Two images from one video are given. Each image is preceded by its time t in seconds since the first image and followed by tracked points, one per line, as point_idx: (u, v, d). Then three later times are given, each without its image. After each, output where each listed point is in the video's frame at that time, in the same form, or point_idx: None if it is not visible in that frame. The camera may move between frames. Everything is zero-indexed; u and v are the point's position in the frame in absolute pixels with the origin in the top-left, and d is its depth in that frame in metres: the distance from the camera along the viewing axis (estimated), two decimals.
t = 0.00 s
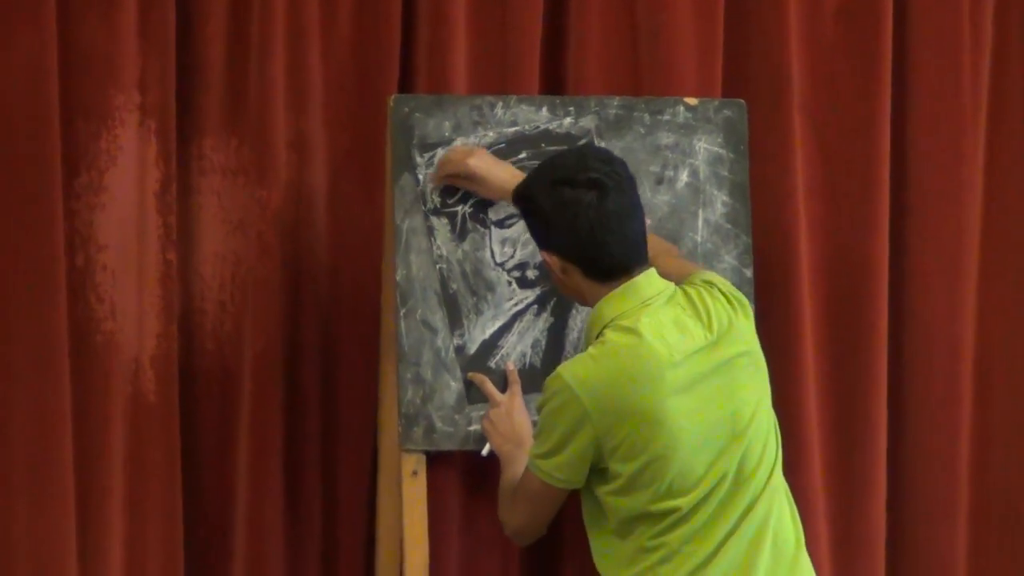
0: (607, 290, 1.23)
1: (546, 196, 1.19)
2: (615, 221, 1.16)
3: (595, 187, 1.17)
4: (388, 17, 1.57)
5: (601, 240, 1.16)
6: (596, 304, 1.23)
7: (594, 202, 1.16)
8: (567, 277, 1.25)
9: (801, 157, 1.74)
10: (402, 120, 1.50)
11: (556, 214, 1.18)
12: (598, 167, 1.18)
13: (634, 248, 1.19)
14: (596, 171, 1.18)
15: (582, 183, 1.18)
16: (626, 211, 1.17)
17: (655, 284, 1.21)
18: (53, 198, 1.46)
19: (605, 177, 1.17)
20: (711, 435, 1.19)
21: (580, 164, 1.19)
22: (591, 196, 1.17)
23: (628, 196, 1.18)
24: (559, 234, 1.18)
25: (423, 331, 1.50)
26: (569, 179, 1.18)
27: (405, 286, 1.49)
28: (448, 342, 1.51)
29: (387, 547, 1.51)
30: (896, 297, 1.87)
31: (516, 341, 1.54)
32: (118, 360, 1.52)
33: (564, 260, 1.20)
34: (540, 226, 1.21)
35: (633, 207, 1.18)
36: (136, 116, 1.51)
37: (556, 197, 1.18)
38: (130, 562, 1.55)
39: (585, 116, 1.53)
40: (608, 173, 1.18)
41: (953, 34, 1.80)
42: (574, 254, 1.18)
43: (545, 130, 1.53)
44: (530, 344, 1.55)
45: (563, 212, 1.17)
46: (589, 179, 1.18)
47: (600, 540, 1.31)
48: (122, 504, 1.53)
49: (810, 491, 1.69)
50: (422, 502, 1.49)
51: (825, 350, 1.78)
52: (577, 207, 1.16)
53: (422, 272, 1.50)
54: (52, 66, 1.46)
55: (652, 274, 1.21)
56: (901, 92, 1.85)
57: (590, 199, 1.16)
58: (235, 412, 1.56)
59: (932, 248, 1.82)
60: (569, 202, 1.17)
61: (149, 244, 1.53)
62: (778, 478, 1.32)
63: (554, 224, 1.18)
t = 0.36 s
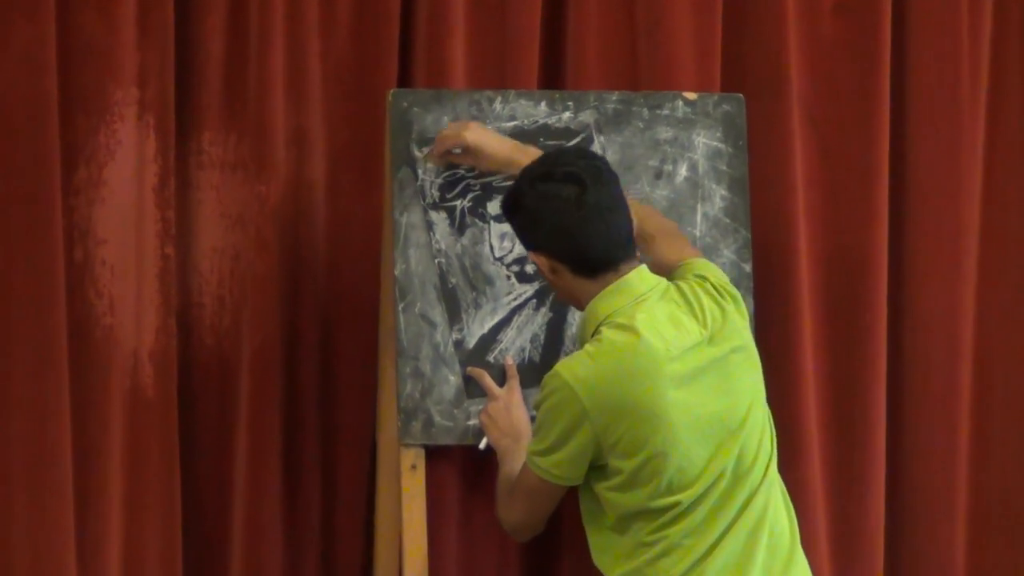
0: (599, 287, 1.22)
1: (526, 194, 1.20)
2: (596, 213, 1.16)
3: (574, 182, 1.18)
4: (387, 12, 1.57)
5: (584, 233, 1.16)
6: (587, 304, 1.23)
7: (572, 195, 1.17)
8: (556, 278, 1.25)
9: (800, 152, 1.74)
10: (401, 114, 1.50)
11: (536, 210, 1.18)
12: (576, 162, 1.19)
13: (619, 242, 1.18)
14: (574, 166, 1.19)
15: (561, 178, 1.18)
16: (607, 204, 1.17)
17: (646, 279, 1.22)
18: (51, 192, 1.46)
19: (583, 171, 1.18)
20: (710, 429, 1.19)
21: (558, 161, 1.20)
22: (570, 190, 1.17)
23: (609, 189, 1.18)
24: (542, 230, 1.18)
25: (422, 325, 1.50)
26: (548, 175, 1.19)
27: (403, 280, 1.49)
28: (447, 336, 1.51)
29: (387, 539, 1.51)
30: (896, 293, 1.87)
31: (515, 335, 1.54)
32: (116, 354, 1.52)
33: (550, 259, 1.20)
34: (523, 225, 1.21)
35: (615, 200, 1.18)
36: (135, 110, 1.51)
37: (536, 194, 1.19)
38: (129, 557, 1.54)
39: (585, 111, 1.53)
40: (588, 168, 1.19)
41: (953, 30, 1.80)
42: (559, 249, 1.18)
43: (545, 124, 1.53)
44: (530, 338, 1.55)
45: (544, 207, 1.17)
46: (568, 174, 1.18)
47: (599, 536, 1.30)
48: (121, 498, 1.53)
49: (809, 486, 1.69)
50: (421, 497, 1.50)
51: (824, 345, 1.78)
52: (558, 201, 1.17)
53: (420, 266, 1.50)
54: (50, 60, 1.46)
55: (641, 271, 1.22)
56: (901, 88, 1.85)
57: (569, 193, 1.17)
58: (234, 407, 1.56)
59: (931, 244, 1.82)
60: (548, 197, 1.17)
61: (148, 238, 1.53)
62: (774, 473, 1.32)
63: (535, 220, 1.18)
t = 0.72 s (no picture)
0: (588, 281, 1.25)
1: (517, 192, 1.23)
2: (584, 209, 1.18)
3: (564, 179, 1.20)
4: (391, 8, 1.59)
5: (572, 229, 1.19)
6: (580, 296, 1.25)
7: (561, 192, 1.19)
8: (551, 273, 1.28)
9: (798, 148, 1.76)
10: (405, 109, 1.53)
11: (526, 208, 1.21)
12: (566, 159, 1.22)
13: (609, 237, 1.21)
14: (565, 164, 1.21)
15: (551, 175, 1.21)
16: (597, 200, 1.19)
17: (636, 273, 1.23)
18: (60, 186, 1.49)
19: (573, 168, 1.20)
20: (700, 421, 1.20)
21: (549, 158, 1.23)
22: (560, 187, 1.20)
23: (599, 185, 1.20)
24: (532, 227, 1.21)
25: (426, 318, 1.52)
26: (538, 173, 1.22)
27: (407, 274, 1.52)
28: (451, 329, 1.53)
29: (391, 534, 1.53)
30: (891, 287, 1.90)
31: (518, 328, 1.56)
32: (124, 345, 1.54)
33: (542, 255, 1.23)
34: (515, 222, 1.24)
35: (604, 196, 1.20)
36: (142, 106, 1.53)
37: (526, 192, 1.22)
38: (136, 545, 1.57)
39: (590, 105, 1.55)
40: (578, 165, 1.21)
41: (947, 26, 1.82)
42: (549, 245, 1.21)
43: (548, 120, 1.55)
44: (533, 331, 1.57)
45: (533, 204, 1.20)
46: (558, 171, 1.21)
47: (594, 526, 1.33)
48: (128, 488, 1.55)
49: (805, 476, 1.71)
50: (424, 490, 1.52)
51: (820, 338, 1.80)
52: (547, 199, 1.20)
53: (423, 260, 1.52)
54: (59, 55, 1.48)
55: (631, 265, 1.23)
56: (896, 84, 1.87)
57: (558, 190, 1.19)
58: (240, 399, 1.59)
59: (925, 238, 1.84)
60: (538, 195, 1.20)
61: (155, 230, 1.55)
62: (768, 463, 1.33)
63: (526, 217, 1.22)
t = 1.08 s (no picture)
0: (580, 281, 1.33)
1: (515, 196, 1.30)
2: (578, 212, 1.26)
3: (559, 183, 1.28)
4: (399, 17, 1.67)
5: (567, 231, 1.26)
6: (574, 294, 1.33)
7: (557, 196, 1.27)
8: (547, 273, 1.35)
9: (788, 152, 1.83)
10: (413, 114, 1.59)
11: (524, 211, 1.29)
12: (562, 165, 1.29)
13: (602, 239, 1.29)
14: (560, 169, 1.29)
15: (547, 180, 1.28)
16: (590, 204, 1.26)
17: (627, 272, 1.31)
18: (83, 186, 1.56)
19: (568, 174, 1.28)
20: (686, 413, 1.27)
21: (545, 164, 1.30)
22: (556, 191, 1.27)
23: (593, 190, 1.28)
24: (530, 229, 1.29)
25: (433, 313, 1.59)
26: (535, 178, 1.29)
27: (414, 271, 1.59)
28: (456, 324, 1.60)
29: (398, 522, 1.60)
30: (878, 286, 1.97)
31: (521, 323, 1.63)
32: (144, 341, 1.62)
33: (538, 254, 1.31)
34: (513, 224, 1.32)
35: (597, 200, 1.27)
36: (161, 109, 1.60)
37: (523, 195, 1.29)
38: (155, 532, 1.64)
39: (588, 111, 1.63)
40: (573, 171, 1.29)
41: (931, 35, 1.90)
42: (545, 246, 1.28)
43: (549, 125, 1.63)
44: (536, 326, 1.64)
45: (531, 207, 1.28)
46: (554, 176, 1.28)
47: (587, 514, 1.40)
48: (147, 475, 1.62)
49: (795, 465, 1.78)
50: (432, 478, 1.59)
51: (811, 333, 1.87)
52: (544, 202, 1.27)
53: (429, 258, 1.59)
54: (82, 64, 1.55)
55: (621, 263, 1.31)
56: (883, 90, 1.95)
57: (553, 195, 1.27)
58: (254, 391, 1.66)
59: (911, 238, 1.92)
60: (535, 198, 1.28)
61: (172, 230, 1.62)
62: (754, 453, 1.40)
63: (524, 219, 1.29)
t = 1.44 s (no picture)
0: (578, 283, 1.32)
1: (510, 199, 1.31)
2: (575, 213, 1.26)
3: (555, 184, 1.28)
4: (401, 17, 1.67)
5: (564, 232, 1.26)
6: (570, 297, 1.32)
7: (553, 198, 1.27)
8: (545, 275, 1.35)
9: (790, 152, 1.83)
10: (414, 114, 1.59)
11: (520, 213, 1.29)
12: (556, 167, 1.30)
13: (599, 240, 1.29)
14: (556, 171, 1.29)
15: (542, 182, 1.29)
16: (586, 204, 1.27)
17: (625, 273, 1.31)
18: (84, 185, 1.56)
19: (564, 175, 1.28)
20: (683, 413, 1.27)
21: (540, 166, 1.31)
22: (551, 193, 1.28)
23: (589, 190, 1.28)
24: (526, 231, 1.29)
25: (435, 313, 1.59)
26: (529, 181, 1.30)
27: (416, 271, 1.59)
28: (458, 324, 1.60)
29: (399, 521, 1.60)
30: (880, 285, 1.97)
31: (522, 323, 1.63)
32: (146, 340, 1.61)
33: (536, 256, 1.31)
34: (509, 227, 1.32)
35: (593, 200, 1.28)
36: (163, 109, 1.60)
37: (519, 198, 1.30)
38: (157, 532, 1.64)
39: (591, 111, 1.63)
40: (568, 172, 1.29)
41: (933, 34, 1.90)
42: (542, 248, 1.29)
43: (551, 125, 1.63)
44: (537, 327, 1.64)
45: (526, 210, 1.28)
46: (548, 178, 1.29)
47: (584, 517, 1.40)
48: (149, 474, 1.62)
49: (797, 465, 1.78)
50: (433, 478, 1.59)
51: (812, 332, 1.87)
52: (540, 203, 1.27)
53: (431, 258, 1.59)
54: (84, 64, 1.56)
55: (619, 263, 1.31)
56: (884, 89, 1.95)
57: (549, 196, 1.28)
58: (256, 390, 1.66)
59: (913, 238, 1.92)
60: (530, 200, 1.28)
61: (175, 229, 1.62)
62: (752, 452, 1.40)
63: (520, 221, 1.29)
